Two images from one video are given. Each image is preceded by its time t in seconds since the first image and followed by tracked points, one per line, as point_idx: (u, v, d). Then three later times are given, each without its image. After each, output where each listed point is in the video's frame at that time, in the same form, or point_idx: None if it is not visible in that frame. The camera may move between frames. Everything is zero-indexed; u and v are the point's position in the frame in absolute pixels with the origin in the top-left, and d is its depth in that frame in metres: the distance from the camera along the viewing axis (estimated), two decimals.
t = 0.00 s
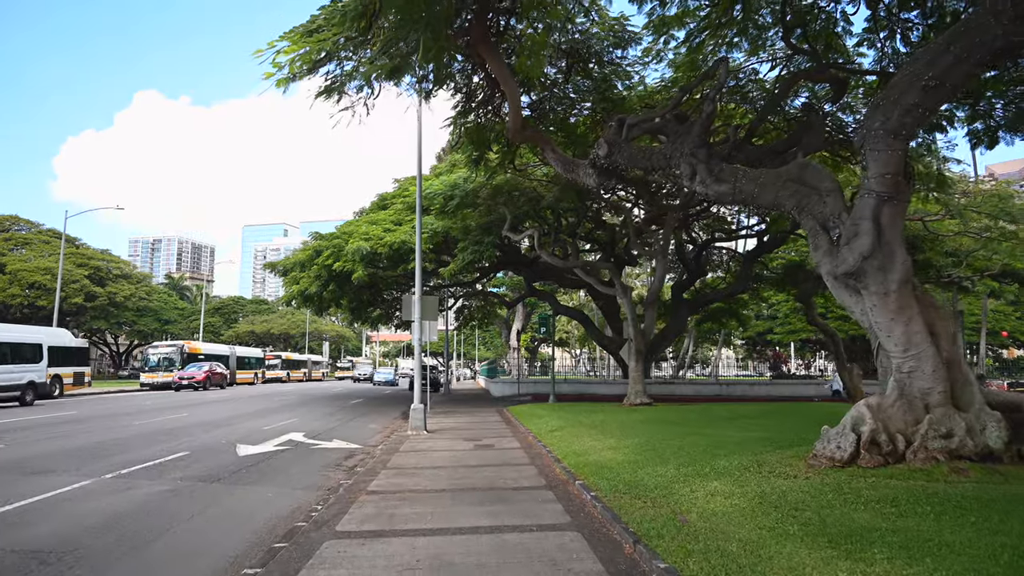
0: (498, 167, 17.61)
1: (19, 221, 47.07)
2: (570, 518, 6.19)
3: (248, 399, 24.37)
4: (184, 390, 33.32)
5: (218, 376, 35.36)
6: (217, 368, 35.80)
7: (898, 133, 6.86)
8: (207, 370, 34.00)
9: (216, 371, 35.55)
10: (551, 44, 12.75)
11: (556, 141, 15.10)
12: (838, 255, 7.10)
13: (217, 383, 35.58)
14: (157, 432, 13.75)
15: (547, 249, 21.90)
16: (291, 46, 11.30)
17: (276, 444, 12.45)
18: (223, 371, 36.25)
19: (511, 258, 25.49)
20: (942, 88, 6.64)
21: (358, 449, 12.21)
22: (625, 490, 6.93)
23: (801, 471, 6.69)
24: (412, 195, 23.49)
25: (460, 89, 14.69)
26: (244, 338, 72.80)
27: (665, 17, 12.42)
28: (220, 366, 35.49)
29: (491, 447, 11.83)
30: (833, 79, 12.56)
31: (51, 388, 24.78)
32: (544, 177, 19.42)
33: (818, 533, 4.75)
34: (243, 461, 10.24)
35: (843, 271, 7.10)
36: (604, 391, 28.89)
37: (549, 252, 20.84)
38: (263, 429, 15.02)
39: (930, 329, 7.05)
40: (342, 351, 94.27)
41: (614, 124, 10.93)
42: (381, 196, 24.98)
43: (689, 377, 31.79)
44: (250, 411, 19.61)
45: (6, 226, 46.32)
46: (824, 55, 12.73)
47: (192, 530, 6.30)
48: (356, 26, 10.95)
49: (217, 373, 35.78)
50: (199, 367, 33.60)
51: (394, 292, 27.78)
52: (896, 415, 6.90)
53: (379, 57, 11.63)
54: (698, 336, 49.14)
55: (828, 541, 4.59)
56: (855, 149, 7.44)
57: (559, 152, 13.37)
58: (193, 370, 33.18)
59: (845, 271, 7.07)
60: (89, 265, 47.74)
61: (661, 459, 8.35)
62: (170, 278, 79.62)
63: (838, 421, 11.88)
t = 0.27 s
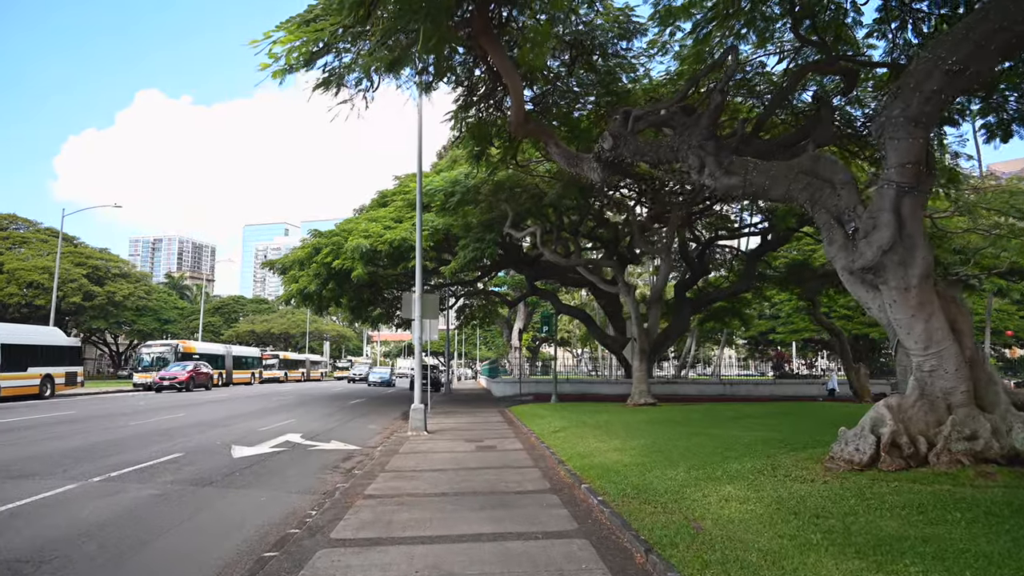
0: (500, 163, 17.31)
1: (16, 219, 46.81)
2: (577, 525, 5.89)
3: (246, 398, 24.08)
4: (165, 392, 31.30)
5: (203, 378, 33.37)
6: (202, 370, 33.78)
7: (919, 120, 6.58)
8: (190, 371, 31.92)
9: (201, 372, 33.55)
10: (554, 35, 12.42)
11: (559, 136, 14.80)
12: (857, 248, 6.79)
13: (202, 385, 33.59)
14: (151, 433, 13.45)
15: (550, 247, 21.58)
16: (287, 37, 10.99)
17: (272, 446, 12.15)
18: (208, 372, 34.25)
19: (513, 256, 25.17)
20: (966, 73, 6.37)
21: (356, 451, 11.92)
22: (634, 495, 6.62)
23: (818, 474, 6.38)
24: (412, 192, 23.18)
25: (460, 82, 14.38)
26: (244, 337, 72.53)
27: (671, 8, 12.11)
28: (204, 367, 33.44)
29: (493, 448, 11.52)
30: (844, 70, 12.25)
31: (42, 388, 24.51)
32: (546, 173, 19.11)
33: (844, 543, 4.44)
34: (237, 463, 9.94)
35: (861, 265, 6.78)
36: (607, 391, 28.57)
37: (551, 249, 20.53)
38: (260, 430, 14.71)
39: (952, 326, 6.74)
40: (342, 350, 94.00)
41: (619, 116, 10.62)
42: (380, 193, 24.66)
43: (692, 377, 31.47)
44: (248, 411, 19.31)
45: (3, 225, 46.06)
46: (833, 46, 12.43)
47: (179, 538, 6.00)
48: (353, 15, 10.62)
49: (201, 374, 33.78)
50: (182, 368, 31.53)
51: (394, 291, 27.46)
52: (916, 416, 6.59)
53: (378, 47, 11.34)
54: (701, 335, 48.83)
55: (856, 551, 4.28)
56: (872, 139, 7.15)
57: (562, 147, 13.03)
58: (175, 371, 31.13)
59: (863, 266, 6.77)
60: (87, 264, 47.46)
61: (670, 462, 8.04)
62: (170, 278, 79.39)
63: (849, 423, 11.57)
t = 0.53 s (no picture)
0: (502, 159, 17.03)
1: (14, 218, 46.57)
2: (585, 534, 5.61)
3: (244, 399, 23.80)
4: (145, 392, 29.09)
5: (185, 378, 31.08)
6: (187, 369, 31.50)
7: (942, 109, 6.28)
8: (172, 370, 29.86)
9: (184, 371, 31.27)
10: (558, 28, 12.11)
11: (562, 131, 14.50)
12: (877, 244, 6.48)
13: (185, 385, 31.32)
14: (144, 435, 13.16)
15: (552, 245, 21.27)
16: (283, 29, 10.69)
17: (269, 448, 11.87)
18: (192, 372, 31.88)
19: (514, 255, 24.86)
20: (992, 59, 6.07)
21: (354, 453, 11.64)
22: (642, 501, 6.34)
23: (838, 480, 6.08)
24: (412, 189, 22.88)
25: (461, 76, 14.06)
26: (244, 337, 72.27)
27: None
28: (187, 366, 31.15)
29: (495, 450, 11.23)
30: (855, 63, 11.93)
31: (34, 388, 24.24)
32: (549, 170, 18.82)
33: (875, 556, 4.14)
34: (231, 467, 9.64)
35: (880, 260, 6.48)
36: (609, 391, 28.27)
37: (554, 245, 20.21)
38: (256, 431, 14.43)
39: (975, 324, 6.45)
40: (343, 350, 93.74)
41: (625, 109, 10.32)
42: (381, 191, 24.36)
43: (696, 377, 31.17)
44: (246, 412, 19.05)
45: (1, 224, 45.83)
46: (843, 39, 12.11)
47: (166, 547, 5.72)
48: (351, 5, 10.31)
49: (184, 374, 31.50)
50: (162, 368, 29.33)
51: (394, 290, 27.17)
52: (939, 419, 6.29)
53: (377, 39, 11.04)
54: (702, 334, 48.55)
55: (888, 566, 3.98)
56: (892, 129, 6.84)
57: (566, 141, 12.72)
58: (154, 371, 28.92)
59: (883, 262, 6.47)
60: (85, 263, 47.21)
61: (679, 465, 7.74)
62: (169, 278, 79.18)
63: (860, 424, 11.28)
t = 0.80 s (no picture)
0: (503, 155, 16.74)
1: (13, 217, 46.32)
2: (592, 545, 5.30)
3: (242, 399, 23.52)
4: (119, 395, 27.22)
5: (164, 379, 29.19)
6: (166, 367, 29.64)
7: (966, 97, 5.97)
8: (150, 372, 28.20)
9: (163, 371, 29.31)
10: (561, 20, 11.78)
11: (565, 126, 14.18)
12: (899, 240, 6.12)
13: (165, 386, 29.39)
14: (137, 437, 12.87)
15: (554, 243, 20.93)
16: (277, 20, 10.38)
17: (264, 451, 11.58)
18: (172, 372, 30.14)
19: (516, 254, 24.55)
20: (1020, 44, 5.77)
21: (352, 456, 11.34)
22: (652, 509, 6.04)
23: (858, 488, 5.76)
24: (412, 187, 22.57)
25: (461, 71, 13.74)
26: (244, 337, 72.01)
27: None
28: (166, 366, 29.51)
29: (496, 454, 10.93)
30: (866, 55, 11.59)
31: (27, 389, 23.93)
32: (550, 167, 18.50)
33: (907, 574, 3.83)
34: (223, 471, 9.36)
35: (901, 256, 6.17)
36: (612, 391, 27.97)
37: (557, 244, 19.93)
38: (252, 433, 14.13)
39: (1000, 322, 6.14)
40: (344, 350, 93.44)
41: (631, 102, 10.02)
42: (380, 189, 24.04)
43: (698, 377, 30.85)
44: (243, 413, 18.77)
45: None
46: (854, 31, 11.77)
47: (148, 560, 5.42)
48: None
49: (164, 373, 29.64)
50: (138, 368, 27.42)
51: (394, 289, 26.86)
52: (964, 423, 5.98)
53: (375, 32, 10.75)
54: (705, 334, 48.24)
55: None
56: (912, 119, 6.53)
57: (569, 137, 12.40)
58: (129, 372, 27.04)
59: (904, 258, 6.16)
60: (84, 262, 46.94)
61: (688, 471, 7.42)
62: (170, 278, 78.95)
63: (873, 426, 10.96)
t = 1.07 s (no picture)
0: (504, 151, 16.45)
1: (11, 216, 46.08)
2: (600, 555, 5.00)
3: (240, 400, 23.23)
4: (88, 397, 25.32)
5: (140, 379, 27.55)
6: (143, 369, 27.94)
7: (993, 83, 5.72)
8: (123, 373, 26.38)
9: (139, 371, 27.40)
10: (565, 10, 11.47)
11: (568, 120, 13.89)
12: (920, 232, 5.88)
13: (141, 387, 27.50)
14: (130, 438, 12.61)
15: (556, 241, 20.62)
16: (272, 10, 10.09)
17: (259, 453, 11.30)
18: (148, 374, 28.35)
19: (517, 252, 24.25)
20: None
21: (350, 459, 11.05)
22: (662, 516, 5.74)
23: (879, 494, 5.45)
24: (412, 185, 22.28)
25: (462, 64, 13.45)
26: (244, 337, 71.74)
27: None
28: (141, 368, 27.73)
29: (498, 456, 10.63)
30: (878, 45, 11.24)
31: (21, 389, 23.67)
32: (553, 164, 18.21)
33: None
34: (216, 474, 9.08)
35: (924, 250, 5.89)
36: (614, 391, 27.67)
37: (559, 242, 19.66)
38: (249, 435, 13.84)
39: None
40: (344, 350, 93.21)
41: (637, 93, 9.74)
42: (380, 186, 23.75)
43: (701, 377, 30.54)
44: (240, 414, 18.50)
45: None
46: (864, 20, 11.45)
47: (129, 571, 5.13)
48: None
49: (140, 373, 27.76)
50: (112, 369, 25.66)
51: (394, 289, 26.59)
52: (990, 424, 5.68)
53: (373, 22, 10.46)
54: (707, 334, 47.94)
55: None
56: (936, 107, 6.26)
57: (572, 131, 12.10)
58: (102, 373, 25.22)
59: (927, 252, 5.88)
60: (82, 262, 46.67)
61: (696, 475, 7.13)
62: (170, 278, 78.71)
63: (886, 427, 10.64)
